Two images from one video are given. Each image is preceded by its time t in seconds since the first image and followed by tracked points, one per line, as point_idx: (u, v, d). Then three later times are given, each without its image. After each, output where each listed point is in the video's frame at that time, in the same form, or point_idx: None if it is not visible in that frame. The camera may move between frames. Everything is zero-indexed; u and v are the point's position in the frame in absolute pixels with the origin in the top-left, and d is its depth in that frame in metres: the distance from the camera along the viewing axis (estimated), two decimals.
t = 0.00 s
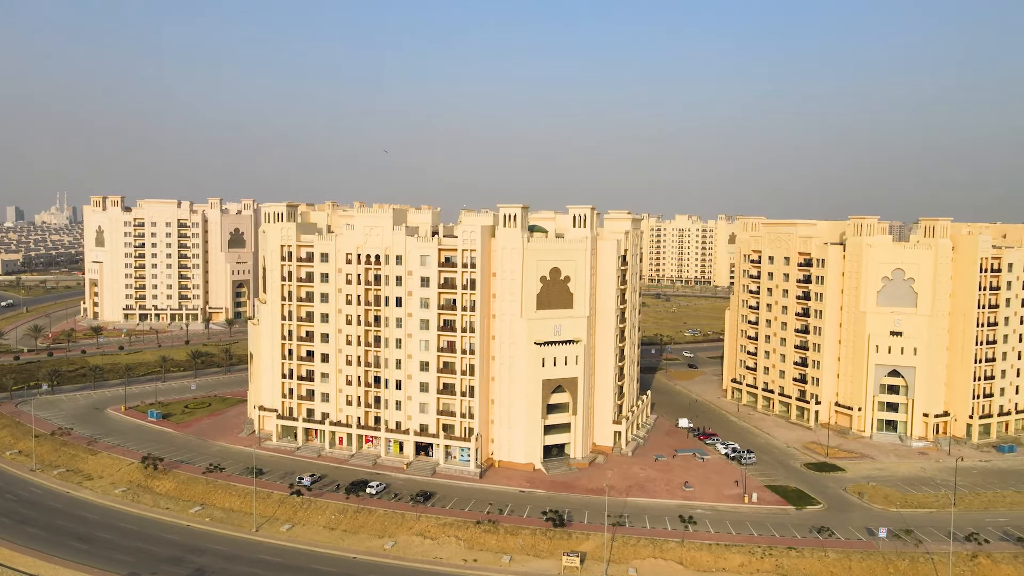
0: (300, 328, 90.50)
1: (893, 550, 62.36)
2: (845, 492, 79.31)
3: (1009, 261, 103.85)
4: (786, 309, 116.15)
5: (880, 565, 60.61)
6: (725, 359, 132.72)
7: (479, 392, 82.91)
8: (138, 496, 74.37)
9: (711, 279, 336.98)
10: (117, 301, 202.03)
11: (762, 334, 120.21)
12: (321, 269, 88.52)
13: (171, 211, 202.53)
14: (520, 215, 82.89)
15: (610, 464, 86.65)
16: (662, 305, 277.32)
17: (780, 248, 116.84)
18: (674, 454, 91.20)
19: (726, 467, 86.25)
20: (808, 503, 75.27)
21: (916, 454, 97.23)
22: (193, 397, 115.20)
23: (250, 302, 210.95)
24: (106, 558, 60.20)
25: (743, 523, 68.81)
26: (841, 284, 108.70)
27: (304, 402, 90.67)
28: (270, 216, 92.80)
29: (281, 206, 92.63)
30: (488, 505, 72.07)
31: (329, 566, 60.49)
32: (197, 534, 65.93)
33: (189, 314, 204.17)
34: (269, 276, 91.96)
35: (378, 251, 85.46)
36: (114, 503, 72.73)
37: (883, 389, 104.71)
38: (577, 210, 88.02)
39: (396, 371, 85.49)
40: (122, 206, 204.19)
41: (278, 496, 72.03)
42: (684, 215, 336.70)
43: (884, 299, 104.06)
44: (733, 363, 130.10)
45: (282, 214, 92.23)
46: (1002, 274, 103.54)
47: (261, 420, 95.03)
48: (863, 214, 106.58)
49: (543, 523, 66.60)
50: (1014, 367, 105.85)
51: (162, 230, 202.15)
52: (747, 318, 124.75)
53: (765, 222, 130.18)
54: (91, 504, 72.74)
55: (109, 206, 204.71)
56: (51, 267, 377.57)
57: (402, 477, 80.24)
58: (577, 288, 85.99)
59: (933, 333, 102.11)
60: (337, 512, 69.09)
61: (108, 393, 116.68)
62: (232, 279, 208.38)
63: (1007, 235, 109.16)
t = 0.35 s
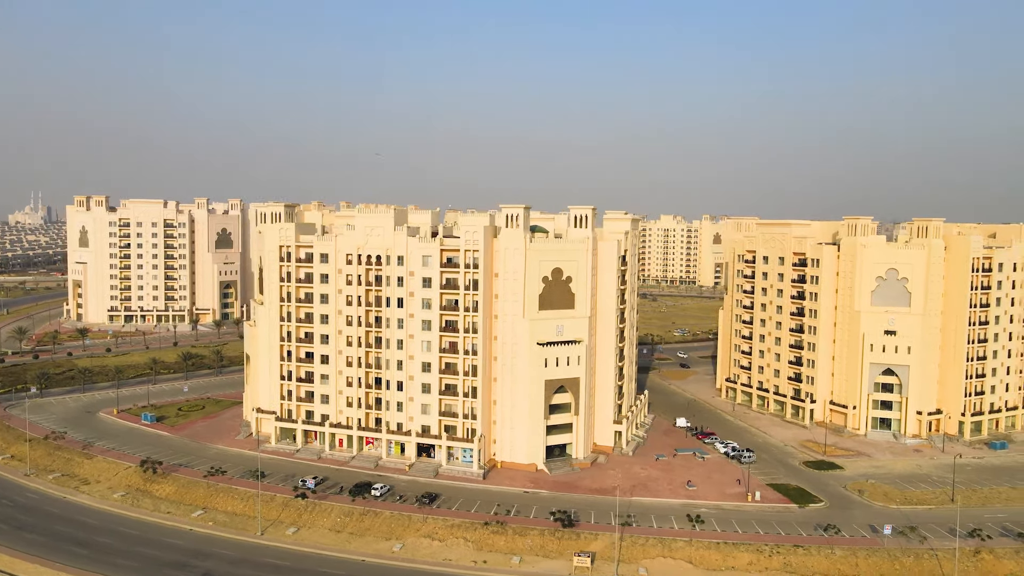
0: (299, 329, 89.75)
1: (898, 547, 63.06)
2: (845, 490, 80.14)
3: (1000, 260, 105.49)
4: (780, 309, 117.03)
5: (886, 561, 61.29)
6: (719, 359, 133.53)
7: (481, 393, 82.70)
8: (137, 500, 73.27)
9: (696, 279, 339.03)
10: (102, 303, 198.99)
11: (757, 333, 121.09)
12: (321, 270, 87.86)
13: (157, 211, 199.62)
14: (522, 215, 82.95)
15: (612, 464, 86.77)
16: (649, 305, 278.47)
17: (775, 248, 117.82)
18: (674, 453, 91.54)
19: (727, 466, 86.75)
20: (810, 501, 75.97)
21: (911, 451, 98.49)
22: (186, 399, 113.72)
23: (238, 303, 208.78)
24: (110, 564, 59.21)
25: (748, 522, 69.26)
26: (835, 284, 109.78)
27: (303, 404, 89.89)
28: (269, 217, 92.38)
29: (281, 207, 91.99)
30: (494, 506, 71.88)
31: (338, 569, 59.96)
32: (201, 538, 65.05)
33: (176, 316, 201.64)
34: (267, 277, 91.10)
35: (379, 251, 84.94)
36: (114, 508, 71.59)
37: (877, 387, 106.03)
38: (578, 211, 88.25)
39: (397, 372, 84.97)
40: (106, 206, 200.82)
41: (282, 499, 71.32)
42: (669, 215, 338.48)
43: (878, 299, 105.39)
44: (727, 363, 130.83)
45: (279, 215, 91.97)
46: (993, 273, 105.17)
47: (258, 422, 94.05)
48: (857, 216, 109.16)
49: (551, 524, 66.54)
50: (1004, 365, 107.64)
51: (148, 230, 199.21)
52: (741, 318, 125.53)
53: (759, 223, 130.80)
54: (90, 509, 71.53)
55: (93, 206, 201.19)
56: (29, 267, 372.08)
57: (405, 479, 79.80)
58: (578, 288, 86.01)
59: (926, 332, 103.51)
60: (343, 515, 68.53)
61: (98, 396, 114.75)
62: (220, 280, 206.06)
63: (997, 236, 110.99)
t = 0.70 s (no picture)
0: (298, 331, 89.02)
1: (902, 544, 63.72)
2: (845, 488, 80.94)
3: (991, 260, 107.18)
4: (775, 309, 117.95)
5: (891, 559, 61.90)
6: (712, 359, 134.35)
7: (483, 394, 82.45)
8: (137, 504, 72.27)
9: (681, 279, 340.92)
10: (87, 304, 196.28)
11: (751, 333, 121.96)
12: (320, 271, 87.20)
13: (144, 211, 197.09)
14: (524, 216, 82.75)
15: (613, 464, 86.91)
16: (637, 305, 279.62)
17: (769, 248, 118.59)
18: (674, 452, 91.88)
19: (728, 465, 87.27)
20: (811, 499, 76.62)
21: (905, 449, 99.64)
22: (179, 402, 112.36)
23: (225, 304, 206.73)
24: (114, 570, 58.34)
25: (753, 520, 69.71)
26: (830, 284, 110.73)
27: (302, 406, 89.14)
28: (268, 216, 93.25)
29: (276, 207, 92.71)
30: (499, 507, 71.72)
31: (347, 572, 59.50)
32: (205, 543, 64.28)
33: (163, 318, 199.22)
34: (266, 278, 90.25)
35: (379, 252, 84.39)
36: (113, 513, 70.55)
37: (871, 386, 107.29)
38: (578, 212, 88.90)
39: (398, 373, 84.50)
40: (91, 206, 197.76)
41: (285, 502, 70.66)
42: (655, 216, 340.10)
43: (871, 299, 106.47)
44: (721, 362, 131.59)
45: (276, 215, 92.47)
46: (983, 273, 106.83)
47: (255, 425, 93.11)
48: (851, 217, 109.27)
49: (558, 524, 66.53)
50: (994, 363, 109.38)
51: (134, 230, 196.72)
52: (735, 318, 126.39)
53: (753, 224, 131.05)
54: (89, 514, 70.45)
55: (78, 206, 197.83)
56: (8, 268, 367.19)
57: (407, 481, 79.39)
58: (580, 288, 86.01)
59: (919, 332, 104.83)
60: (348, 517, 68.02)
61: (89, 399, 113.13)
62: (208, 281, 203.76)
63: (987, 236, 112.68)
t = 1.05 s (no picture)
0: (298, 332, 88.16)
1: (906, 540, 64.46)
2: (845, 486, 81.80)
3: (981, 260, 108.91)
4: (770, 308, 119.01)
5: (896, 555, 62.58)
6: (706, 358, 135.16)
7: (486, 395, 82.17)
8: (138, 509, 71.20)
9: (667, 278, 342.60)
10: (71, 306, 193.15)
11: (745, 332, 122.90)
12: (320, 272, 86.39)
13: (129, 211, 194.09)
14: (526, 216, 82.51)
15: (615, 464, 87.06)
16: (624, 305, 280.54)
17: (763, 248, 119.92)
18: (675, 452, 92.26)
19: (728, 464, 87.80)
20: (813, 497, 77.28)
21: (900, 447, 100.88)
22: (172, 405, 110.86)
23: (212, 305, 204.26)
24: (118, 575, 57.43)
25: (758, 519, 70.13)
26: (824, 283, 111.92)
27: (301, 408, 88.29)
28: (266, 217, 91.81)
29: (275, 207, 91.24)
30: (505, 509, 71.51)
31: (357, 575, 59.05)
32: (210, 547, 63.51)
33: (149, 319, 196.40)
34: (264, 280, 89.30)
35: (380, 253, 83.77)
36: (114, 518, 69.43)
37: (865, 384, 108.57)
38: (579, 212, 88.46)
39: (400, 374, 84.04)
40: (74, 205, 194.25)
41: (290, 505, 69.98)
42: (641, 216, 341.44)
43: (865, 299, 107.99)
44: (715, 362, 132.47)
45: (275, 216, 91.34)
46: (974, 273, 108.50)
47: (253, 427, 92.15)
48: (845, 217, 110.17)
49: (566, 524, 66.50)
50: (984, 361, 111.19)
51: (120, 231, 193.75)
52: (730, 318, 127.29)
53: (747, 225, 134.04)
54: (88, 519, 69.29)
55: (61, 206, 193.73)
56: None
57: (411, 482, 78.98)
58: (581, 288, 86.01)
59: (912, 331, 106.30)
60: (355, 520, 67.48)
61: (80, 402, 111.31)
62: (195, 282, 200.91)
63: (976, 236, 114.47)
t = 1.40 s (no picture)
0: (298, 333, 87.48)
1: (910, 537, 65.17)
2: (845, 484, 82.57)
3: (973, 260, 110.39)
4: (765, 308, 119.92)
5: (901, 552, 63.25)
6: (701, 357, 135.91)
7: (489, 396, 81.95)
8: (140, 513, 70.30)
9: (655, 278, 343.89)
10: (57, 308, 190.35)
11: (741, 332, 123.72)
12: (321, 272, 85.73)
13: (116, 211, 191.55)
14: (529, 216, 82.31)
15: (617, 464, 87.24)
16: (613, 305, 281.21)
17: (759, 249, 120.93)
18: (675, 451, 92.63)
19: (729, 463, 88.30)
20: (815, 495, 77.91)
21: (896, 444, 102.02)
22: (167, 407, 109.50)
23: (201, 306, 202.03)
24: None
25: (763, 517, 70.56)
26: (820, 283, 113.07)
27: (301, 410, 87.59)
28: (265, 218, 89.70)
29: (275, 207, 89.43)
30: (512, 509, 71.42)
31: None
32: (216, 551, 62.84)
33: (137, 321, 193.97)
34: (263, 281, 88.53)
35: (382, 253, 83.29)
36: (116, 523, 68.50)
37: (861, 383, 109.63)
38: (580, 212, 88.51)
39: (402, 376, 83.56)
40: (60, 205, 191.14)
41: (295, 508, 69.41)
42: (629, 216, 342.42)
43: (860, 298, 109.10)
44: (710, 361, 133.25)
45: (274, 216, 89.31)
46: (967, 272, 109.96)
47: (252, 429, 91.35)
48: (840, 217, 111.51)
49: (575, 524, 66.52)
50: (976, 360, 112.74)
51: (107, 231, 191.18)
52: (725, 317, 128.03)
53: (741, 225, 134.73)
54: (90, 524, 68.30)
55: (47, 206, 190.98)
56: None
57: (415, 484, 78.68)
58: (583, 289, 86.03)
59: (907, 330, 107.59)
60: (362, 522, 67.07)
61: (72, 405, 109.65)
62: (183, 283, 198.33)
63: (968, 236, 116.07)
